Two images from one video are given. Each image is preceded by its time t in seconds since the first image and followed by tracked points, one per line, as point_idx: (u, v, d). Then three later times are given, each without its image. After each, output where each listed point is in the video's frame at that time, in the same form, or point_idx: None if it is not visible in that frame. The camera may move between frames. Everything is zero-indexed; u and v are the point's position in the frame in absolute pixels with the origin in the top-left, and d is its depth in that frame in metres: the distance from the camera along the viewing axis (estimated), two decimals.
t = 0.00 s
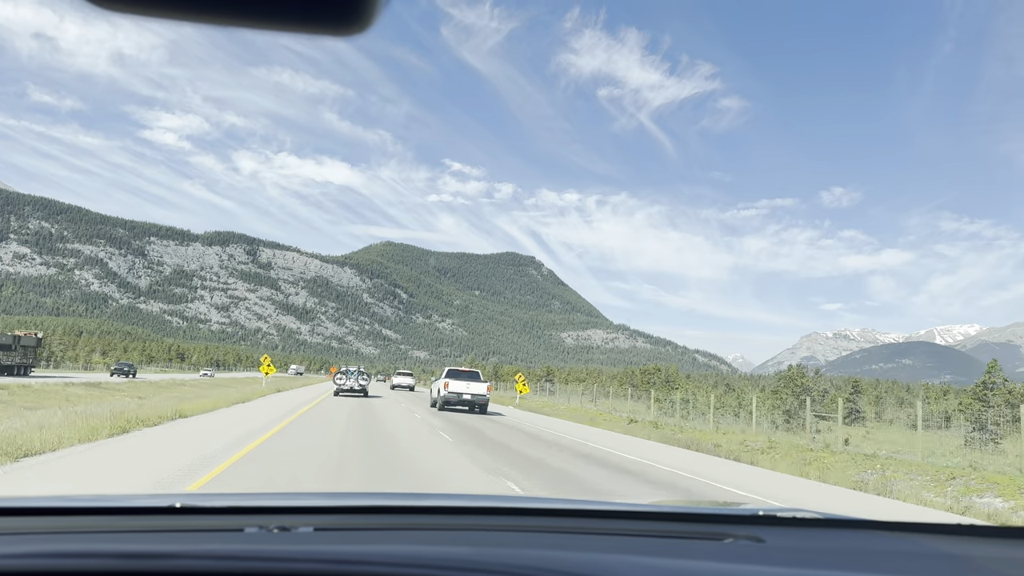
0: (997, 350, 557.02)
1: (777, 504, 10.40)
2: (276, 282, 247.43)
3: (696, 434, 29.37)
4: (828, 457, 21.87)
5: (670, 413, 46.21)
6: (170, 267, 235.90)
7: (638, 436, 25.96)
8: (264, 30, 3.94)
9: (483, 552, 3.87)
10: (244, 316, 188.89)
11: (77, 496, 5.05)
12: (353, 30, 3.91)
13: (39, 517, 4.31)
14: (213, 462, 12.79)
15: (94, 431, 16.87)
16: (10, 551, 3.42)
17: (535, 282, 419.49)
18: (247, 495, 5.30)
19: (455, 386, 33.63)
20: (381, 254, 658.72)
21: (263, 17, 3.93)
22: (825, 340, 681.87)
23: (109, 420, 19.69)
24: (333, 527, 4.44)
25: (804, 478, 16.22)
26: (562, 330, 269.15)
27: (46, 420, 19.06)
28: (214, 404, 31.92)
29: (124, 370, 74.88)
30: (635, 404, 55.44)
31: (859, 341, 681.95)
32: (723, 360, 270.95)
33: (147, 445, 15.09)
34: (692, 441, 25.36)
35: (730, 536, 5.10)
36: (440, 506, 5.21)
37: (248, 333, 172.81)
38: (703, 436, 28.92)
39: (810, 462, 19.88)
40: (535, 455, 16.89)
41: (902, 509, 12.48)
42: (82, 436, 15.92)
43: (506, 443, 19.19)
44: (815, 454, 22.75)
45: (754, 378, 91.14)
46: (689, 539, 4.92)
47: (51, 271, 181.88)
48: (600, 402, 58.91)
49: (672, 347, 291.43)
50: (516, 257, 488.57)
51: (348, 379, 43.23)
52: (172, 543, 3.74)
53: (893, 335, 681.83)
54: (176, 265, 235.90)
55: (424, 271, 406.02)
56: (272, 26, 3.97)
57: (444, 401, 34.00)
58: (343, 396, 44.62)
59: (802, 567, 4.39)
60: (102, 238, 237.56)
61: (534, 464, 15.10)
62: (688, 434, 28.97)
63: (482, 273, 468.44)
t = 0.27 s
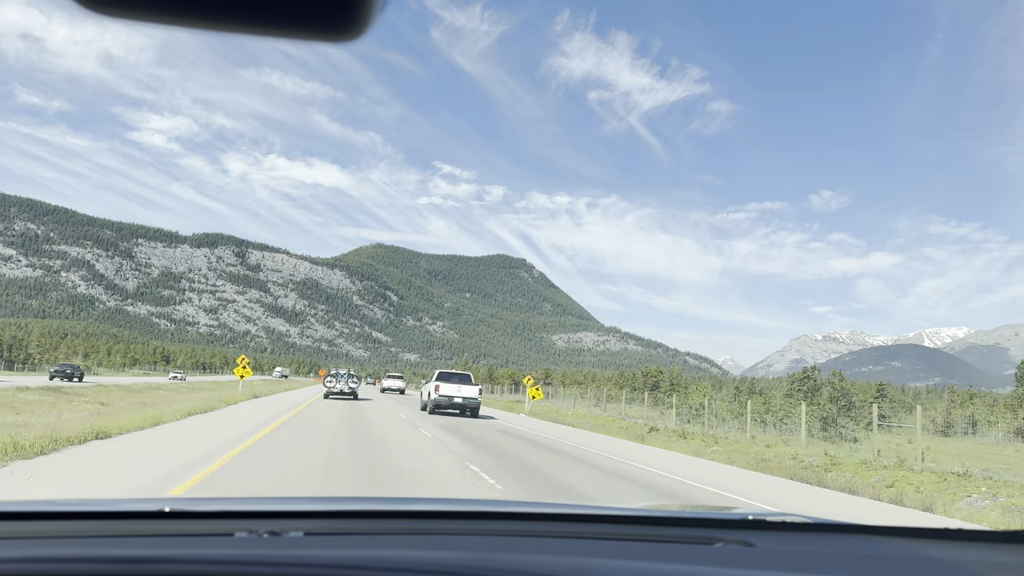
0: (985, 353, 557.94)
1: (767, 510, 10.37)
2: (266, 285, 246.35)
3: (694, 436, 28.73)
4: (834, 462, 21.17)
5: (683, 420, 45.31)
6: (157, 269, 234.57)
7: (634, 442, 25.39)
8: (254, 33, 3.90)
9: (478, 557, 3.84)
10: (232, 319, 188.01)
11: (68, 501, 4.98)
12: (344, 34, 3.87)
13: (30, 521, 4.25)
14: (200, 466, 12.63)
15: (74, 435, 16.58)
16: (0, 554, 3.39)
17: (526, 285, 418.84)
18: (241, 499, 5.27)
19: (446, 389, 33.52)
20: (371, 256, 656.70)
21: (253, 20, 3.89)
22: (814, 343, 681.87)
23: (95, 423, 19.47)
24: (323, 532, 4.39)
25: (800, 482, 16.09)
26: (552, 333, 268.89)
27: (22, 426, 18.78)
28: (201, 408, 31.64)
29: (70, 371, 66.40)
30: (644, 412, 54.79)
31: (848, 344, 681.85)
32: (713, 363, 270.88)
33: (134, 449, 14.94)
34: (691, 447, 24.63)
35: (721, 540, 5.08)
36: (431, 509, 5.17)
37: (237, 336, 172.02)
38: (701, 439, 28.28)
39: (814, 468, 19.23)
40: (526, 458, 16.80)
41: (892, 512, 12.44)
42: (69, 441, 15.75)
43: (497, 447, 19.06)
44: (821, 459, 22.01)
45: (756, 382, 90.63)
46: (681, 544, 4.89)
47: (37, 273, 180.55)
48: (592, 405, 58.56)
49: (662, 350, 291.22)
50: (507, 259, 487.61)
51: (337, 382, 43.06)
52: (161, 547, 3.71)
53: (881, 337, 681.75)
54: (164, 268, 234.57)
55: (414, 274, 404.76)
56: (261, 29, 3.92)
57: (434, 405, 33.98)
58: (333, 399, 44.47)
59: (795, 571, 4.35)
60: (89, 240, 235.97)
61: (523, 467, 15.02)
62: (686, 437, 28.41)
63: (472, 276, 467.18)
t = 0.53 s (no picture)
0: (978, 354, 558.34)
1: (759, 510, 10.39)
2: (258, 285, 245.66)
3: (723, 444, 26.56)
4: (891, 473, 18.93)
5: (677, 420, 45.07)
6: (149, 270, 233.62)
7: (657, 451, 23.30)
8: (243, 30, 3.86)
9: (466, 559, 3.82)
10: (225, 320, 187.39)
11: (54, 503, 4.90)
12: (329, 32, 3.86)
13: (16, 526, 4.19)
14: (192, 468, 12.55)
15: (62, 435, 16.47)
16: None
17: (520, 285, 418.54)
18: (231, 501, 5.22)
19: (440, 390, 33.45)
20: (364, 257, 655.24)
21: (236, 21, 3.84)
22: (807, 344, 681.94)
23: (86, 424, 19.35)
24: (314, 534, 4.33)
25: (798, 487, 15.94)
26: (546, 335, 268.81)
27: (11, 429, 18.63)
28: (193, 410, 31.44)
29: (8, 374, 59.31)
30: (652, 413, 53.73)
31: (841, 345, 681.97)
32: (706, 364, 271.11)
33: (124, 451, 14.84)
34: (726, 457, 22.38)
35: (712, 542, 5.07)
36: (422, 511, 5.14)
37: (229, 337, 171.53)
38: (731, 446, 26.10)
39: (864, 482, 17.13)
40: (518, 460, 16.74)
41: (884, 514, 12.44)
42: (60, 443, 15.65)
43: (490, 449, 18.99)
44: (882, 471, 19.46)
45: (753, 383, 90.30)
46: (670, 546, 4.88)
47: (28, 273, 179.53)
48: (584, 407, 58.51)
49: (656, 350, 291.41)
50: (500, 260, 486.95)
51: (330, 383, 42.98)
52: (150, 550, 3.66)
53: (874, 339, 681.74)
54: (155, 268, 233.68)
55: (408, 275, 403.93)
56: (244, 27, 3.90)
57: (428, 407, 33.92)
58: (326, 400, 44.41)
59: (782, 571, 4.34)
60: (80, 241, 234.88)
61: (517, 470, 14.95)
62: (715, 444, 26.23)
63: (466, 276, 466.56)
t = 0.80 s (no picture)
0: (970, 356, 558.66)
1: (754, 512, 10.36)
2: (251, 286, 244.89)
3: (778, 458, 22.95)
4: (1010, 495, 15.73)
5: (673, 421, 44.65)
6: (140, 272, 232.65)
7: (709, 464, 19.77)
8: (241, 18, 4.39)
9: (450, 560, 3.78)
10: (217, 321, 186.73)
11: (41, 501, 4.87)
12: (310, 19, 4.35)
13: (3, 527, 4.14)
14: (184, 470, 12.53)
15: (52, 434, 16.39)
16: None
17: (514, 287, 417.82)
18: (217, 500, 5.18)
19: (435, 393, 33.34)
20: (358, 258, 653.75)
21: (223, 10, 4.37)
22: (800, 345, 682.07)
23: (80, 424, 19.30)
24: (299, 535, 4.29)
25: (794, 490, 15.81)
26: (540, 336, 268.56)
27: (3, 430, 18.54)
28: (187, 410, 31.33)
29: None
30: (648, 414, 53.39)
31: (834, 347, 681.90)
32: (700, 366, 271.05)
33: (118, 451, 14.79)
34: (731, 460, 21.83)
35: (702, 542, 5.03)
36: (410, 513, 5.10)
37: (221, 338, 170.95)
38: (788, 461, 22.55)
39: (984, 509, 13.89)
40: (512, 462, 16.70)
41: (877, 515, 12.43)
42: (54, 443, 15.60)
43: (483, 451, 18.95)
44: (894, 477, 18.94)
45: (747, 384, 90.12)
46: (659, 546, 4.85)
47: (19, 274, 178.68)
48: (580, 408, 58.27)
49: (650, 352, 291.36)
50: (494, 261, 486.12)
51: (323, 386, 42.84)
52: (136, 548, 3.63)
53: (866, 340, 681.79)
54: (148, 270, 232.78)
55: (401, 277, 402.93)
56: (234, 16, 4.41)
57: (423, 409, 33.84)
58: (320, 401, 44.28)
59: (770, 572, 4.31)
60: (71, 242, 233.74)
61: (511, 472, 14.92)
62: (770, 458, 22.80)
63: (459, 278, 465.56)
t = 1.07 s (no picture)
0: (966, 356, 558.91)
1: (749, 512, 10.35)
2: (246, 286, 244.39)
3: (843, 472, 19.13)
4: None
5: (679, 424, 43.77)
6: (135, 272, 231.89)
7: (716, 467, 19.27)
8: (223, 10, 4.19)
9: (446, 558, 3.76)
10: (212, 321, 186.24)
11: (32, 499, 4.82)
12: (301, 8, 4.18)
13: None
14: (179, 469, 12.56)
15: (44, 434, 16.34)
16: None
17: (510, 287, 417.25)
18: (210, 500, 5.12)
19: (431, 394, 33.19)
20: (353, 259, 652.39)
21: None
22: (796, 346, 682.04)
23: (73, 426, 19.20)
24: (289, 533, 4.26)
25: (793, 490, 15.65)
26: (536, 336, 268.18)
27: None
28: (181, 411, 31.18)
29: None
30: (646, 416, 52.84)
31: (829, 347, 681.93)
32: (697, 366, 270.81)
33: (112, 451, 14.81)
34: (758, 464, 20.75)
35: (697, 542, 5.00)
36: (404, 512, 5.06)
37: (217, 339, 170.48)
38: (853, 474, 19.29)
39: None
40: (506, 463, 16.71)
41: (871, 515, 12.42)
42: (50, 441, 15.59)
43: (478, 452, 18.93)
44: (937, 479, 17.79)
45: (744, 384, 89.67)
46: (655, 544, 4.81)
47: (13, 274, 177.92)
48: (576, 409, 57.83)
49: (646, 352, 291.20)
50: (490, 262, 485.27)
51: (319, 386, 42.69)
52: (124, 547, 3.60)
53: (862, 340, 681.80)
54: (142, 270, 232.12)
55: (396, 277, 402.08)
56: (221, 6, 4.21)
57: (419, 410, 33.70)
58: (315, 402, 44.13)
59: (770, 572, 4.28)
60: (65, 242, 232.89)
61: (505, 472, 14.95)
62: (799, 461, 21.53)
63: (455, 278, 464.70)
